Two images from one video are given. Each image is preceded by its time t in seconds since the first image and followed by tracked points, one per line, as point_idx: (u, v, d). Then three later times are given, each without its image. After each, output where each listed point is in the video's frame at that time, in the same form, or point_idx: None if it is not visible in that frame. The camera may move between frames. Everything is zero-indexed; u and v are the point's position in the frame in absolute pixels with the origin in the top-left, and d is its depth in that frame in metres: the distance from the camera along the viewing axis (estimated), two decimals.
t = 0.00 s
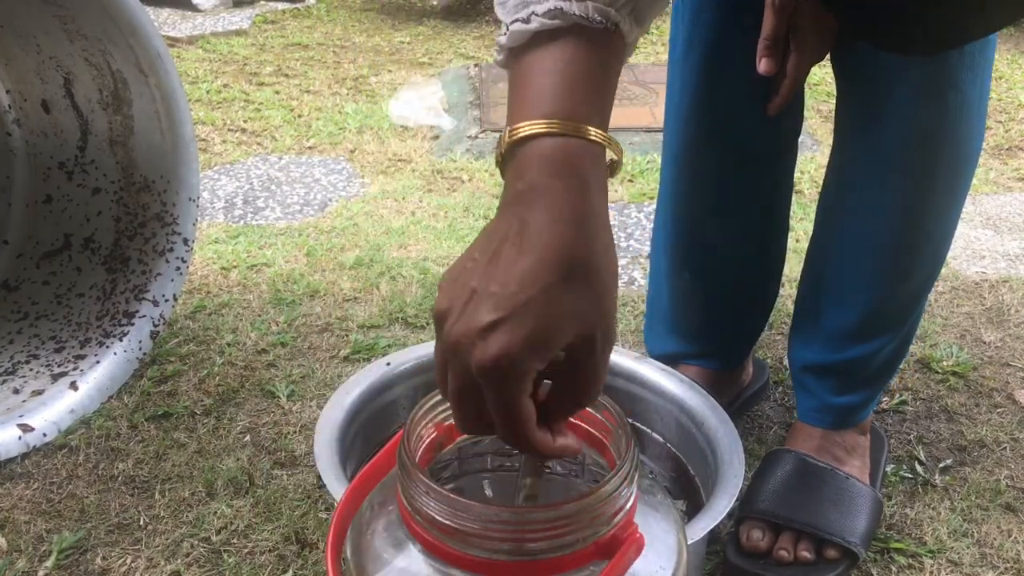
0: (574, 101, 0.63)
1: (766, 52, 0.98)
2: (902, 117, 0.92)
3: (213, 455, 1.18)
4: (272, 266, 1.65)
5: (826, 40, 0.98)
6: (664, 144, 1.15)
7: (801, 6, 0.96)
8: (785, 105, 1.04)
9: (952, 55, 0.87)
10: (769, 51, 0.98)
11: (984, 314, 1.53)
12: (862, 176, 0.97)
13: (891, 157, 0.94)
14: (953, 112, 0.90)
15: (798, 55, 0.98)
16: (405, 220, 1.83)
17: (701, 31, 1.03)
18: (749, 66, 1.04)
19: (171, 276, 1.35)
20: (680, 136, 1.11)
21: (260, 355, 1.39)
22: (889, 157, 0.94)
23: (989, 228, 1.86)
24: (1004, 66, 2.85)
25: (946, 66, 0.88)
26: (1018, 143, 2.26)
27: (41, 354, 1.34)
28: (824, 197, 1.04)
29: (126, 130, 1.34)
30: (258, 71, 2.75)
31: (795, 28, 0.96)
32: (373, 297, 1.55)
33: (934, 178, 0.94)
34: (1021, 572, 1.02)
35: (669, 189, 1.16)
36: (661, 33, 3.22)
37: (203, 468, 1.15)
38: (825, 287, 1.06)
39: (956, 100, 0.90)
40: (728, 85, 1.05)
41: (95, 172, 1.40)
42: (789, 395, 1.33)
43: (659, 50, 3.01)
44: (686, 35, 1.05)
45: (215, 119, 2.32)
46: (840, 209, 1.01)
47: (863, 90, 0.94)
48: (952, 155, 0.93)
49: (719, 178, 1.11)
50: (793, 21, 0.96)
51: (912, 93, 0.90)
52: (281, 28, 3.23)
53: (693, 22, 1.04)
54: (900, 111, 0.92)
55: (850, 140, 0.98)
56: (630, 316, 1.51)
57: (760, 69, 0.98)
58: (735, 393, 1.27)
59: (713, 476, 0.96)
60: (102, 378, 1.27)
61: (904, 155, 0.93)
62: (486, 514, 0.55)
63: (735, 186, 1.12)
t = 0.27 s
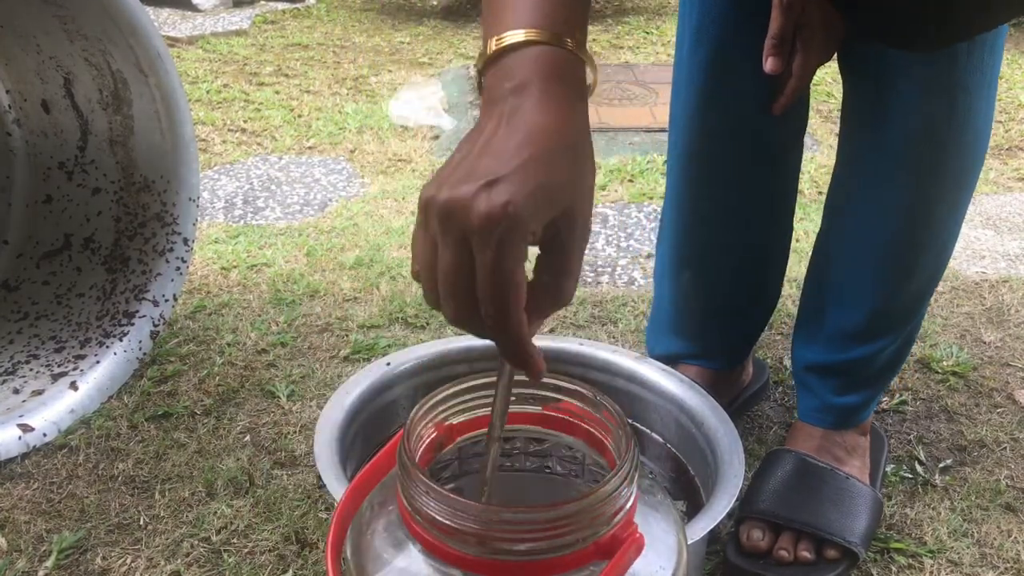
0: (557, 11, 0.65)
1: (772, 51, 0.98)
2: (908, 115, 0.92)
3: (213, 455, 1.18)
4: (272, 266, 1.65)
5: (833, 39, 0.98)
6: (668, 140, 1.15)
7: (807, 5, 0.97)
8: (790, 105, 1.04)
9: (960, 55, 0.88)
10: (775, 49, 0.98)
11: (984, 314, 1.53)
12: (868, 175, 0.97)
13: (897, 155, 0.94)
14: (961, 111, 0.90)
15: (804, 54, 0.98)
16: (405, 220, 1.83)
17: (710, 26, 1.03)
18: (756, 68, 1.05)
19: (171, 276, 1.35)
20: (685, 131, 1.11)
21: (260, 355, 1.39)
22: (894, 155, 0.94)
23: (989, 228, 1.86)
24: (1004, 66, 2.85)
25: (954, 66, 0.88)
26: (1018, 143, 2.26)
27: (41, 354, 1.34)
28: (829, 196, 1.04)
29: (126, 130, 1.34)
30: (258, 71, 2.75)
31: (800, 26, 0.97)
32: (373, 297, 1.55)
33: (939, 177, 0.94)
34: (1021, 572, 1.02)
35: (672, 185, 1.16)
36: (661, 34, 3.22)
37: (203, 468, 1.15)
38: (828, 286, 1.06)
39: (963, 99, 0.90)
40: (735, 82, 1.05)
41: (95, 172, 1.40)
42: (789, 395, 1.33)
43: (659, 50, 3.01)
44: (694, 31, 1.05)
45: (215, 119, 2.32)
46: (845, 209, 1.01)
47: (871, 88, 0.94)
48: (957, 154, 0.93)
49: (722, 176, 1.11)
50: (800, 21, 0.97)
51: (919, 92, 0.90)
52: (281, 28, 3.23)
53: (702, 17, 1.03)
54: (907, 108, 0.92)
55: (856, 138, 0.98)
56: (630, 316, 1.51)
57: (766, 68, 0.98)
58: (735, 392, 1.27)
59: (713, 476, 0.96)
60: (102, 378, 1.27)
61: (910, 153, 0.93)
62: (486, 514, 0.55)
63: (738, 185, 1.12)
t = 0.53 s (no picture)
0: None
1: (783, 48, 0.97)
2: (916, 115, 0.92)
3: (213, 455, 1.18)
4: (272, 266, 1.65)
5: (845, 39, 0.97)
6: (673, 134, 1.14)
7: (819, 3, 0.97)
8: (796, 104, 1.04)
9: (970, 56, 0.88)
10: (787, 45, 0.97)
11: (984, 314, 1.54)
12: (874, 175, 0.97)
13: (904, 154, 0.94)
14: (970, 112, 0.91)
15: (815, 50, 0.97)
16: (405, 220, 1.83)
17: (721, 24, 1.02)
18: (766, 63, 1.04)
19: (171, 276, 1.35)
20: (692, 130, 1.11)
21: (260, 355, 1.39)
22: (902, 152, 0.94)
23: (989, 228, 1.86)
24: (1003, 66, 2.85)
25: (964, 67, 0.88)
26: (1018, 143, 2.27)
27: (41, 354, 1.34)
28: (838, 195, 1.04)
29: (126, 130, 1.34)
30: (258, 71, 2.75)
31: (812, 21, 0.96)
32: (373, 297, 1.55)
33: (946, 178, 0.94)
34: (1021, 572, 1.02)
35: (676, 181, 1.16)
36: (661, 34, 3.22)
37: (203, 468, 1.15)
38: (833, 286, 1.06)
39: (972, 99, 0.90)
40: (743, 81, 1.05)
41: (95, 172, 1.40)
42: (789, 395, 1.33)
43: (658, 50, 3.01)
44: (702, 28, 1.04)
45: (215, 119, 2.32)
46: (852, 208, 1.01)
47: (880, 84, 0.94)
48: (965, 155, 0.93)
49: (725, 175, 1.11)
50: (812, 17, 0.96)
51: (928, 92, 0.90)
52: (281, 27, 3.23)
53: (712, 15, 1.03)
54: (915, 107, 0.92)
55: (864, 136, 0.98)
56: (630, 316, 1.51)
57: (778, 64, 0.97)
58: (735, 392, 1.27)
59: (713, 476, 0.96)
60: (102, 378, 1.27)
61: (918, 153, 0.93)
62: (486, 514, 0.55)
63: (741, 184, 1.12)
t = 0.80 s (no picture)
0: None
1: (775, 43, 1.03)
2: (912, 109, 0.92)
3: (213, 455, 1.18)
4: (272, 266, 1.65)
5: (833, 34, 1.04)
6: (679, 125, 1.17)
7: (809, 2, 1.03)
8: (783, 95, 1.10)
9: (965, 52, 0.88)
10: (777, 43, 1.03)
11: (984, 314, 1.53)
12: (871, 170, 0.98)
13: (899, 149, 0.94)
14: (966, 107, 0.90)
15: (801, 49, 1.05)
16: (405, 220, 1.83)
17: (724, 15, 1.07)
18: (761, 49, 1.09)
19: (171, 276, 1.35)
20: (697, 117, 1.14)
21: (260, 355, 1.39)
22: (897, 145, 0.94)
23: (989, 228, 1.86)
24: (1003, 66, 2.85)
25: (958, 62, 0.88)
26: (1018, 143, 2.27)
27: (41, 354, 1.34)
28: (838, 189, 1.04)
29: (126, 130, 1.34)
30: (258, 71, 2.75)
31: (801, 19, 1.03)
32: (373, 298, 1.55)
33: (942, 175, 0.93)
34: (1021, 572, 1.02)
35: (683, 170, 1.19)
36: (661, 33, 3.22)
37: (203, 468, 1.15)
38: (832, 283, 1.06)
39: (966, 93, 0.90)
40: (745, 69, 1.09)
41: (95, 172, 1.40)
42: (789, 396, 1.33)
43: (658, 50, 3.01)
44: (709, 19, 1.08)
45: (215, 119, 2.32)
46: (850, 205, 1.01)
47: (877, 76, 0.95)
48: (962, 150, 0.93)
49: (729, 160, 1.15)
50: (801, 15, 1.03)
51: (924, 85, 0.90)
52: (281, 27, 3.23)
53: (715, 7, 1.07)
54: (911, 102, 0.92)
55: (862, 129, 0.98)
56: (630, 316, 1.51)
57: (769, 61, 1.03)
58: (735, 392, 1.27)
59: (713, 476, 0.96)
60: (102, 378, 1.27)
61: (914, 148, 0.93)
62: (485, 514, 0.55)
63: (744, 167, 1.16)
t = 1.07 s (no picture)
0: None
1: (760, 32, 1.04)
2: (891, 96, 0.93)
3: (213, 455, 1.18)
4: (272, 266, 1.65)
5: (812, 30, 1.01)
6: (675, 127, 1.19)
7: None
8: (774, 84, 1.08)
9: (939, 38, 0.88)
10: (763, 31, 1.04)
11: (983, 314, 1.54)
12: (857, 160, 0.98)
13: (881, 136, 0.94)
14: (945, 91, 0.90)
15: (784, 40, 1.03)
16: (405, 220, 1.83)
17: (705, 23, 1.08)
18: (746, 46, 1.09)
19: (171, 276, 1.35)
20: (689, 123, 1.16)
21: (260, 355, 1.39)
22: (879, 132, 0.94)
23: (989, 228, 1.87)
24: (1003, 66, 2.85)
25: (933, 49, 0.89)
26: (1017, 143, 2.27)
27: (41, 354, 1.34)
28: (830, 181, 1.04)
29: (126, 130, 1.34)
30: (258, 71, 2.75)
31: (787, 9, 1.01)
32: (373, 298, 1.55)
33: (924, 159, 0.93)
34: (1021, 572, 1.02)
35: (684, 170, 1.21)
36: (661, 34, 3.23)
37: (203, 468, 1.15)
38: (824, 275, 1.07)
39: (941, 77, 0.90)
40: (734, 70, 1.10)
41: (95, 172, 1.40)
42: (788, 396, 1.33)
43: (658, 50, 3.01)
44: (693, 26, 1.09)
45: (215, 119, 2.33)
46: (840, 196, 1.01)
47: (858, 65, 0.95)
48: (941, 136, 0.93)
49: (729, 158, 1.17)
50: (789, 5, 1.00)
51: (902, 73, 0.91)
52: (281, 28, 3.23)
53: (698, 13, 1.08)
54: (889, 91, 0.92)
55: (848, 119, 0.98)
56: (629, 316, 1.52)
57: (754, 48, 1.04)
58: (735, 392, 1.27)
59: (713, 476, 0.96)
60: (102, 378, 1.27)
61: (897, 136, 0.93)
62: (484, 514, 0.55)
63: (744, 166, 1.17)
